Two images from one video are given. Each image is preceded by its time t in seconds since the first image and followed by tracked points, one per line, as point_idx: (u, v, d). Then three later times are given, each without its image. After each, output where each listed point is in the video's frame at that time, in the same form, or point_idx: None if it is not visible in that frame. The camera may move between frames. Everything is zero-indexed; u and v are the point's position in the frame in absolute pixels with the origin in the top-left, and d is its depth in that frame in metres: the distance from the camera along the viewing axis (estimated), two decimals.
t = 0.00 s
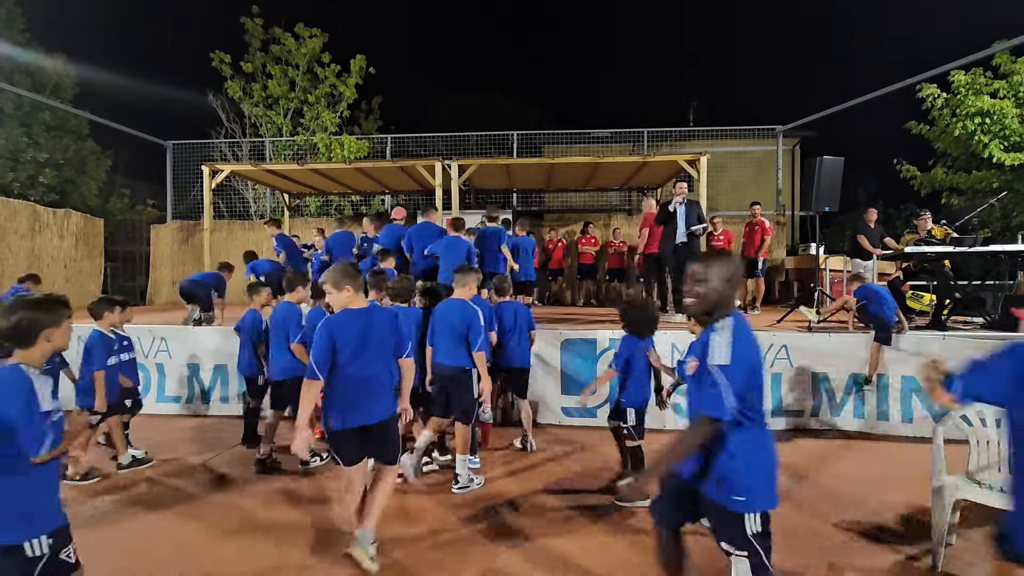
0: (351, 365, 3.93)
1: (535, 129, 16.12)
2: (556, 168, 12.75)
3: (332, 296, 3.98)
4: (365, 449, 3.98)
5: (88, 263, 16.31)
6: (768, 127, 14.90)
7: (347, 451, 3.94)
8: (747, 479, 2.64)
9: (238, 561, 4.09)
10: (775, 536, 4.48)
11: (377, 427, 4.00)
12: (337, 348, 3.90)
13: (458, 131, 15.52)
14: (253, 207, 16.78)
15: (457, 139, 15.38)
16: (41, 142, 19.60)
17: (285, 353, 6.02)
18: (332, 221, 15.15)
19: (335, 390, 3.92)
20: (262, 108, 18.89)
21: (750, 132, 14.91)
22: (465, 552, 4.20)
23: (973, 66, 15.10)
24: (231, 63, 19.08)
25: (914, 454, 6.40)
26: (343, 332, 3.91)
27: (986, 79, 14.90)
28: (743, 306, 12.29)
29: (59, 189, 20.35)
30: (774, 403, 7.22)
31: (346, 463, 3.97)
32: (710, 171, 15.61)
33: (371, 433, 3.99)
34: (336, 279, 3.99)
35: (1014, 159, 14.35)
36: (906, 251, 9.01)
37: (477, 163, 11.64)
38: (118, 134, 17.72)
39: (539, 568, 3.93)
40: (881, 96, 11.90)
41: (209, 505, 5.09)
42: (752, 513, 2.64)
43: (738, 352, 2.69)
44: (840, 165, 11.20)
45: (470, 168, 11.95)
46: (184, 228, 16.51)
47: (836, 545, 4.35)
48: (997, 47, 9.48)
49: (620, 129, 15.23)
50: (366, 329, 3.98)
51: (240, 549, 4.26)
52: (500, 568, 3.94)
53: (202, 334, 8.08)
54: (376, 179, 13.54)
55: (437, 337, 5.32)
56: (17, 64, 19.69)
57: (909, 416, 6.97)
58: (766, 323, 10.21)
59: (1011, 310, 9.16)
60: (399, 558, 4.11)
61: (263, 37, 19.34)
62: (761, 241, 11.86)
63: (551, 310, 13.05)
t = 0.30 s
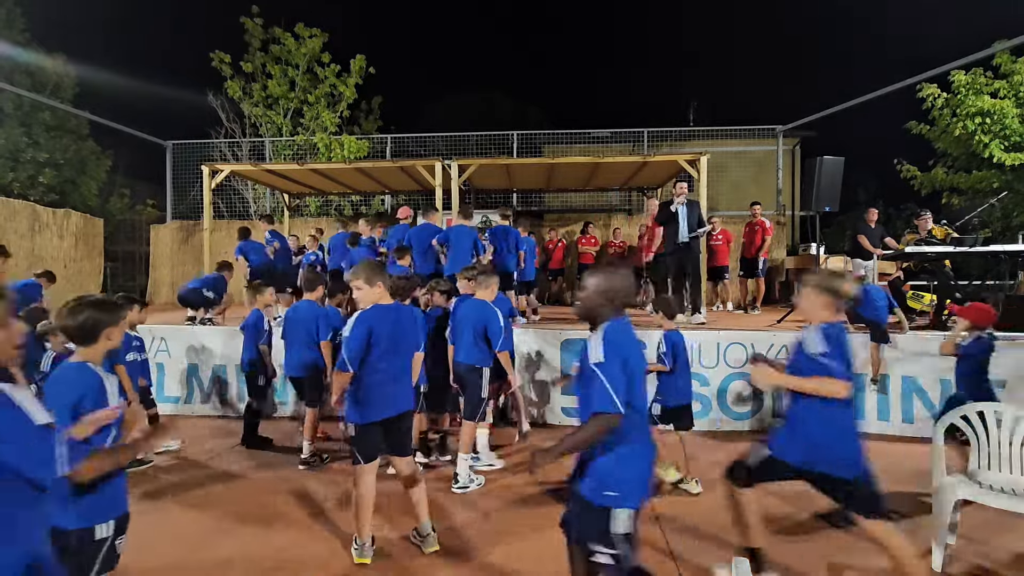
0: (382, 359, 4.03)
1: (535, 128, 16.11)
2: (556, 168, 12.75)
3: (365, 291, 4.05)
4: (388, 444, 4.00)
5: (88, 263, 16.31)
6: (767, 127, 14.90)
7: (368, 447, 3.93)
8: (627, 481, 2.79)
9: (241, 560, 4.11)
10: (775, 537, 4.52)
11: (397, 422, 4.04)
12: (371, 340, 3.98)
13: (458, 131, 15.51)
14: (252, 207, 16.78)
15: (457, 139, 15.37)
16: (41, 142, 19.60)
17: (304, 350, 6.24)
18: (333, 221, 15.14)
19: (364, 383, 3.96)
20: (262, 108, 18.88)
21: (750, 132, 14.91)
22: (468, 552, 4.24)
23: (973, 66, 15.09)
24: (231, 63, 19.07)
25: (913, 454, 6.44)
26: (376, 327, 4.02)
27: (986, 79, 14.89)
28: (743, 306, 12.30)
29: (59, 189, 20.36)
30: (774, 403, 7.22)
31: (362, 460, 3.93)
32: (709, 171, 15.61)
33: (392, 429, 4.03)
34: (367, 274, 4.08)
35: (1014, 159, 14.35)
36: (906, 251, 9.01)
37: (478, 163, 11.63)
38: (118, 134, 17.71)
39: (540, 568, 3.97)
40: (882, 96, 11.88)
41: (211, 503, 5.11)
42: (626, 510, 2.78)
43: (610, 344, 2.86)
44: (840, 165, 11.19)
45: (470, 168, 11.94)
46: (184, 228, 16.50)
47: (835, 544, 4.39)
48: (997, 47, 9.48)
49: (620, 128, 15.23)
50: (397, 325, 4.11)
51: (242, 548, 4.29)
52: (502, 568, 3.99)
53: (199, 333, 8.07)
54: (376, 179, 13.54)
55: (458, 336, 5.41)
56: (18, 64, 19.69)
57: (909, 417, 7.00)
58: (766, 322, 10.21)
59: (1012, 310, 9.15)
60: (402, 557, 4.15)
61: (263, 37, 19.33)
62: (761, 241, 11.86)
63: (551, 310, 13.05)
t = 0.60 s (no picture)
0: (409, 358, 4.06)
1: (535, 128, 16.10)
2: (556, 168, 12.74)
3: (389, 291, 4.01)
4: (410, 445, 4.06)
5: (88, 263, 16.31)
6: (767, 127, 14.89)
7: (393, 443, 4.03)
8: (494, 454, 2.82)
9: (243, 560, 4.16)
10: (775, 539, 4.54)
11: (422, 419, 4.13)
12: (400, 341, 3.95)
13: (458, 131, 15.50)
14: (252, 207, 16.77)
15: (457, 139, 15.36)
16: (41, 142, 19.60)
17: (320, 351, 6.25)
18: (333, 221, 15.14)
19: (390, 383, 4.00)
20: (262, 108, 18.87)
21: (750, 132, 14.90)
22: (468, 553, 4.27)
23: (974, 66, 15.08)
24: (231, 63, 19.05)
25: (913, 456, 6.45)
26: (403, 327, 4.00)
27: (986, 79, 14.89)
28: (743, 306, 12.31)
29: (59, 189, 20.35)
30: (774, 404, 7.22)
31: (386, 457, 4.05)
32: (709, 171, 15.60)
33: (415, 427, 4.10)
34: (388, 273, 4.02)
35: (1014, 159, 14.35)
36: (906, 251, 9.01)
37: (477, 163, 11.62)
38: (117, 134, 17.68)
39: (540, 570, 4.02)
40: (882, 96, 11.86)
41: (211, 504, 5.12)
42: (495, 485, 2.79)
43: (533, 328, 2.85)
44: (840, 166, 11.18)
45: (470, 168, 11.93)
46: (184, 228, 16.50)
47: (834, 547, 4.42)
48: (998, 46, 9.46)
49: (620, 128, 15.22)
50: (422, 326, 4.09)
51: (243, 548, 4.33)
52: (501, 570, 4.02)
53: (197, 333, 8.06)
54: (376, 179, 13.53)
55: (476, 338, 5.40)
56: (17, 64, 19.68)
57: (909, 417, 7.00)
58: (766, 322, 10.20)
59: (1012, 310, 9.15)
60: (403, 558, 4.18)
61: (263, 36, 19.31)
62: (761, 241, 11.85)
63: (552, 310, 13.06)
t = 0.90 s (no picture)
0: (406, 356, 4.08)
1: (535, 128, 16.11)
2: (556, 168, 12.75)
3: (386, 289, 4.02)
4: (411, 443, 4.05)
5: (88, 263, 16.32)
6: (767, 127, 14.91)
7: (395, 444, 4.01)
8: (410, 443, 3.06)
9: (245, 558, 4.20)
10: (773, 539, 4.56)
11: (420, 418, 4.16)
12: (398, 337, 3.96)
13: (458, 131, 15.52)
14: (252, 207, 16.77)
15: (457, 139, 15.37)
16: (41, 142, 19.60)
17: (328, 348, 6.26)
18: (333, 221, 15.14)
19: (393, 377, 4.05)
20: (262, 108, 18.88)
21: (750, 132, 14.92)
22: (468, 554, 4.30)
23: (973, 66, 15.10)
24: (231, 63, 19.07)
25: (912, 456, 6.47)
26: (399, 326, 4.01)
27: (986, 79, 14.90)
28: (742, 306, 12.31)
29: (59, 189, 20.36)
30: (774, 403, 7.23)
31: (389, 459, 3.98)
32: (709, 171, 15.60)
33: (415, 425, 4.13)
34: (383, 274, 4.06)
35: (1014, 159, 14.36)
36: (906, 251, 9.02)
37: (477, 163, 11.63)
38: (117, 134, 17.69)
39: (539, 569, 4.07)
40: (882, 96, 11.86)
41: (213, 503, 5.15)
42: (418, 472, 3.04)
43: (432, 319, 3.09)
44: (840, 166, 11.20)
45: (470, 168, 11.94)
46: (184, 228, 16.51)
47: (832, 547, 4.44)
48: (997, 46, 9.47)
49: (620, 128, 15.23)
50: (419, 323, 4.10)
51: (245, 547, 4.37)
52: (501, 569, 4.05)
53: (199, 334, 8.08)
54: (376, 179, 13.55)
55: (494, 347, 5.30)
56: (17, 64, 19.68)
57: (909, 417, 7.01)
58: (766, 322, 10.21)
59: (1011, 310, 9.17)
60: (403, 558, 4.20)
61: (263, 37, 19.33)
62: (761, 241, 11.86)
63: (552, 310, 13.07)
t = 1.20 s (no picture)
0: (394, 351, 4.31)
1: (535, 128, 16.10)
2: (556, 168, 12.75)
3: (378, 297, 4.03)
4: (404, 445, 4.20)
5: (88, 263, 16.30)
6: (767, 127, 14.91)
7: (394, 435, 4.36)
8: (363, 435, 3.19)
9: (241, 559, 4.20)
10: (774, 538, 4.58)
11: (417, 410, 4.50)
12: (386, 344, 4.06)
13: (458, 131, 15.49)
14: (252, 207, 16.76)
15: (457, 139, 15.35)
16: (41, 142, 19.59)
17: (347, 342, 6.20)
18: (333, 221, 15.13)
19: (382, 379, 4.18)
20: (262, 108, 18.86)
21: (750, 132, 14.91)
22: (469, 554, 4.32)
23: (973, 66, 15.08)
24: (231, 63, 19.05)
25: (912, 455, 6.48)
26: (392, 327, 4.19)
27: (986, 79, 14.89)
28: (743, 306, 12.30)
29: (59, 189, 20.34)
30: (774, 404, 7.23)
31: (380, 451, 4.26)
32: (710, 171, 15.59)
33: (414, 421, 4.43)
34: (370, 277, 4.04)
35: (1014, 159, 14.35)
36: (907, 251, 9.00)
37: (477, 162, 11.61)
38: (117, 134, 17.67)
39: (536, 568, 4.07)
40: (883, 96, 11.83)
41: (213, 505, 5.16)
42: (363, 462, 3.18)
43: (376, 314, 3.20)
44: (840, 165, 11.20)
45: (470, 168, 11.93)
46: (184, 228, 16.49)
47: (835, 545, 4.46)
48: (997, 46, 9.46)
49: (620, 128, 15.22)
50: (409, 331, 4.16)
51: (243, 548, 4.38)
52: (501, 569, 4.06)
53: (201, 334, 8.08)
54: (376, 179, 13.53)
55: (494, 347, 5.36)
56: (17, 64, 19.67)
57: (910, 417, 7.02)
58: (766, 322, 10.18)
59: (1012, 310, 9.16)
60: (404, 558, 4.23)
61: (263, 37, 19.31)
62: (761, 241, 11.86)
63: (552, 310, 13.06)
